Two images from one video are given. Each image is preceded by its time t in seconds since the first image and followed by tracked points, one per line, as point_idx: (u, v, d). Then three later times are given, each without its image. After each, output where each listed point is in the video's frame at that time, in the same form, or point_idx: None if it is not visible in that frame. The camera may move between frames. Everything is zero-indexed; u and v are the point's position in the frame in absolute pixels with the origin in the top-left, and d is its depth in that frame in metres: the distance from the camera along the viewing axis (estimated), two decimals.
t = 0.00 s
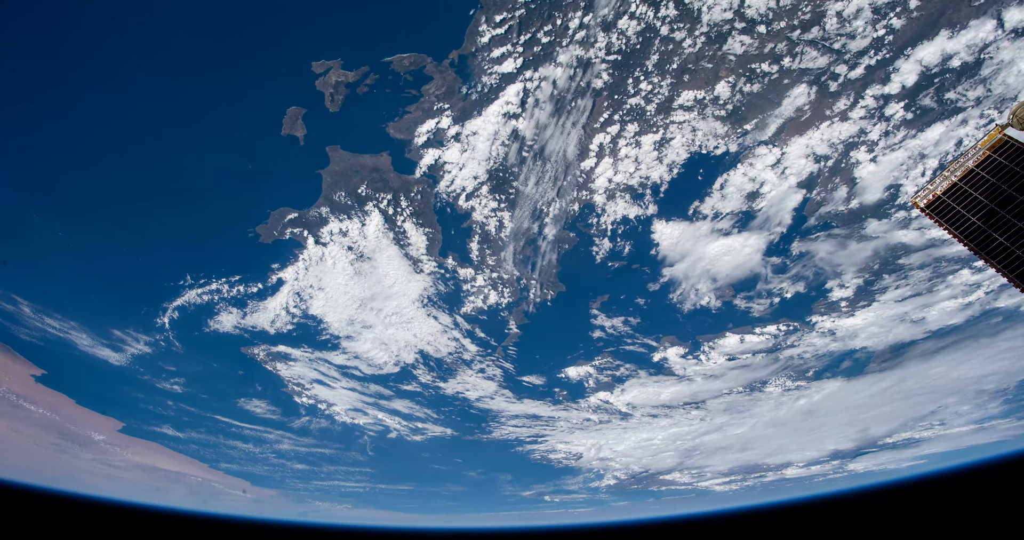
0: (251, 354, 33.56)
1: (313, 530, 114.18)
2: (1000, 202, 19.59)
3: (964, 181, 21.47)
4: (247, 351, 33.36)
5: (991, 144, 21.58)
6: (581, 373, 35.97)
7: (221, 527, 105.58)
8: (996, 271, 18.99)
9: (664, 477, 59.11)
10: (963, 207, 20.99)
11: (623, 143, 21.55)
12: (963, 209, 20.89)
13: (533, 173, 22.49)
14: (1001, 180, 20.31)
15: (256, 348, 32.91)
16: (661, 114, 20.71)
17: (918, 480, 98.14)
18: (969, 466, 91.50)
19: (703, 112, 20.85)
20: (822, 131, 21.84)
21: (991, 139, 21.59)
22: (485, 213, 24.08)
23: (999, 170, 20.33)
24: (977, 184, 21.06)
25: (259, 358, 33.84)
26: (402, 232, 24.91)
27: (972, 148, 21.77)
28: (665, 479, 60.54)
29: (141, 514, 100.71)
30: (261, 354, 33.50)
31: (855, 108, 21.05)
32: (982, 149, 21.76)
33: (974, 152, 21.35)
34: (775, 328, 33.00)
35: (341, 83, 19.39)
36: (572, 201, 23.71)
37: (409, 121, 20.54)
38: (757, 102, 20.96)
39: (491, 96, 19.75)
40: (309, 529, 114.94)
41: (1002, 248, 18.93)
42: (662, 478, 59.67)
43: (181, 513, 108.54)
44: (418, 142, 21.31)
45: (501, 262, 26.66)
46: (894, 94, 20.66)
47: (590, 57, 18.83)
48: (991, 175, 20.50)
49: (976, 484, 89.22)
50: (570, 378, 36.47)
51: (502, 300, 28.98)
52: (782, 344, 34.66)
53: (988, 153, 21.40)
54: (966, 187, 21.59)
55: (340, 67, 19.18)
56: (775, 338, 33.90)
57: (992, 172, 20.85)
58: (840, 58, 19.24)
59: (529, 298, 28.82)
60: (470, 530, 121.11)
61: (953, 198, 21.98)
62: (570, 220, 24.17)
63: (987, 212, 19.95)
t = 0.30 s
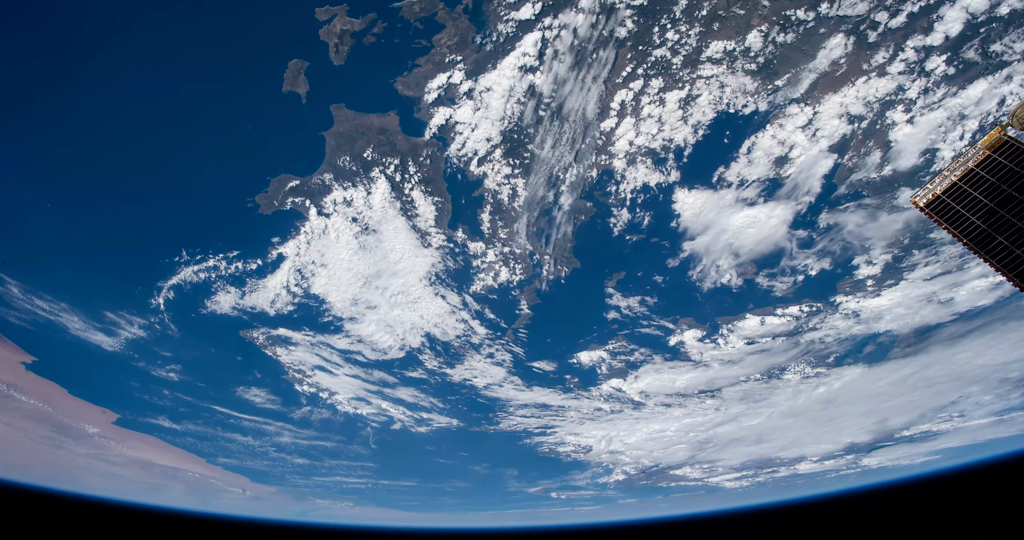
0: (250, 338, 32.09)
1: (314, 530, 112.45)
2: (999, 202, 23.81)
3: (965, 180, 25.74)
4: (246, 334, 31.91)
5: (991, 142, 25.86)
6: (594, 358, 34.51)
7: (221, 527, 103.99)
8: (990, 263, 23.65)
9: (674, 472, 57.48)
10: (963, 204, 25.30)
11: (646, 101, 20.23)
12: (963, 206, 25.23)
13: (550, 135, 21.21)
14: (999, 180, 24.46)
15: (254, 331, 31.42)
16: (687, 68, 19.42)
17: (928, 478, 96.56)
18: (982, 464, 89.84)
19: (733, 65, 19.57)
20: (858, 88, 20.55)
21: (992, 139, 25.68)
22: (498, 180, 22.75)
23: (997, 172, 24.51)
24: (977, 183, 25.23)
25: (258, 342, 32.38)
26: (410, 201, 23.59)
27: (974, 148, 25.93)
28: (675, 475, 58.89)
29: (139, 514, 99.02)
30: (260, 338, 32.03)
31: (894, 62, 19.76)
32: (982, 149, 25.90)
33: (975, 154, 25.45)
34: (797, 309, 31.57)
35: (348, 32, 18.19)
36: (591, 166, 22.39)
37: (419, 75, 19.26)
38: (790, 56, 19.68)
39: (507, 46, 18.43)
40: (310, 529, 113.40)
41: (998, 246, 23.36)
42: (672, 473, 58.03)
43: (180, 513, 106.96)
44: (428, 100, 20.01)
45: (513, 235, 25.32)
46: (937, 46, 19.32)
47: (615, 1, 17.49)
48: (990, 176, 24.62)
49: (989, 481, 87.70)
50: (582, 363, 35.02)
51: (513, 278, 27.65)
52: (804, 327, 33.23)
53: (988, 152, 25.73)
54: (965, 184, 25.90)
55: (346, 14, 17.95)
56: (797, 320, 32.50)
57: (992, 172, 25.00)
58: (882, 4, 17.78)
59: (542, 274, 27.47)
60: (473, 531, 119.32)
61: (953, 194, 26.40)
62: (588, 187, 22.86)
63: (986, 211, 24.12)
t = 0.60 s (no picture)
0: (250, 323, 30.90)
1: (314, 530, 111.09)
2: (998, 202, 25.10)
3: (965, 180, 27.17)
4: (244, 320, 30.66)
5: (990, 142, 27.26)
6: (605, 345, 33.30)
7: (220, 528, 102.08)
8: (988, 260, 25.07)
9: (683, 467, 56.19)
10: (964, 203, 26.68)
11: (668, 61, 19.11)
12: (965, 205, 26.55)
13: (566, 99, 20.10)
14: (998, 179, 25.81)
15: (254, 316, 30.20)
16: (712, 25, 18.32)
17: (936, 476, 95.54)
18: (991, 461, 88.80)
19: (760, 23, 18.49)
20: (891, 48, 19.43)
21: (991, 139, 26.98)
22: (510, 149, 21.64)
23: (997, 172, 25.79)
24: (977, 183, 26.57)
25: (257, 327, 31.20)
26: (417, 172, 22.46)
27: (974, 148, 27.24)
28: (684, 470, 57.59)
29: (137, 515, 97.60)
30: (260, 323, 30.86)
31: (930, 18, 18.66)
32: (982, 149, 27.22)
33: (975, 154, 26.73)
34: (817, 292, 30.37)
35: None
36: (607, 134, 21.29)
37: (428, 32, 18.16)
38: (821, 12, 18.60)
39: None
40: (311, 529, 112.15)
41: (999, 245, 24.68)
42: (681, 469, 56.73)
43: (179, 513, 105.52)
44: (437, 59, 18.88)
45: (525, 209, 24.19)
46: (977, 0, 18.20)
47: None
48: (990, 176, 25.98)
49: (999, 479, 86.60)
50: (593, 351, 33.78)
51: (523, 257, 26.50)
52: (822, 311, 32.06)
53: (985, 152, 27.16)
54: (965, 184, 27.32)
55: None
56: (817, 304, 31.34)
57: (992, 171, 26.30)
58: None
59: (553, 253, 26.32)
60: (476, 532, 118.08)
61: (953, 193, 27.84)
62: (604, 156, 21.77)
63: (987, 211, 25.40)
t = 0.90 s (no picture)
0: (249, 308, 29.69)
1: (313, 530, 109.50)
2: (999, 202, 23.82)
3: (964, 180, 25.98)
4: (242, 303, 29.39)
5: (991, 142, 25.99)
6: (618, 330, 32.08)
7: (216, 528, 100.36)
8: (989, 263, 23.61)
9: (693, 462, 54.90)
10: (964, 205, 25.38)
11: (693, 16, 17.95)
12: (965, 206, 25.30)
13: (583, 58, 19.04)
14: (999, 179, 24.58)
15: (253, 299, 29.00)
16: None
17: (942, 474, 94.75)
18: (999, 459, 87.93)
19: None
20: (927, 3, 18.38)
21: (991, 139, 25.80)
22: (523, 114, 20.58)
23: (998, 172, 24.55)
24: (977, 183, 25.34)
25: (257, 312, 29.99)
26: (425, 140, 21.38)
27: (973, 148, 26.05)
28: (693, 465, 56.30)
29: (131, 516, 95.57)
30: (260, 308, 29.65)
31: None
32: (982, 148, 26.01)
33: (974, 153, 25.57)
34: (839, 273, 29.25)
35: None
36: (625, 98, 20.23)
37: None
38: None
39: None
40: (312, 530, 110.72)
41: (998, 246, 23.36)
42: (690, 464, 55.42)
43: (174, 514, 103.72)
44: (448, 14, 17.77)
45: (537, 182, 23.12)
46: None
47: None
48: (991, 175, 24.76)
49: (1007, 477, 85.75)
50: (605, 336, 32.54)
51: (535, 234, 25.38)
52: (843, 294, 30.93)
53: (985, 153, 25.96)
54: (964, 184, 26.10)
55: None
56: (837, 286, 30.22)
57: (991, 170, 25.07)
58: None
59: (566, 229, 25.20)
60: (478, 532, 116.56)
61: (952, 194, 26.65)
62: (622, 122, 20.72)
63: (987, 211, 24.09)
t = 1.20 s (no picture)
0: (248, 287, 28.31)
1: (313, 530, 107.86)
2: (998, 201, 26.67)
3: (965, 180, 28.81)
4: (241, 282, 27.99)
5: (990, 141, 28.79)
6: (633, 312, 30.71)
7: (214, 529, 98.67)
8: (988, 258, 26.74)
9: (704, 456, 53.40)
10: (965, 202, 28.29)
11: None
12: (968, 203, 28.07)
13: (606, 4, 17.67)
14: (999, 180, 27.36)
15: (252, 278, 27.61)
16: None
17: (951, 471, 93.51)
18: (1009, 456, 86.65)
19: None
20: None
21: (991, 139, 28.54)
22: (540, 69, 19.24)
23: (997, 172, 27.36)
24: (977, 182, 28.20)
25: (256, 292, 28.57)
26: (435, 97, 20.03)
27: (973, 147, 28.95)
28: (704, 460, 54.79)
29: (127, 517, 93.73)
30: (259, 287, 28.24)
31: None
32: (982, 149, 28.81)
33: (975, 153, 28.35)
34: (866, 249, 27.90)
35: None
36: (650, 50, 18.90)
37: None
38: None
39: None
40: (313, 530, 109.06)
41: (995, 242, 26.48)
42: (701, 458, 53.92)
43: (173, 514, 102.11)
44: None
45: (554, 146, 21.81)
46: None
47: None
48: (990, 176, 27.57)
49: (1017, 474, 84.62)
50: (620, 318, 31.14)
51: (550, 204, 24.08)
52: (869, 272, 29.60)
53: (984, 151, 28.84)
54: (965, 182, 28.97)
55: None
56: (864, 264, 28.86)
57: (992, 170, 27.94)
58: None
59: (583, 199, 23.87)
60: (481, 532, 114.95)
61: (953, 192, 29.46)
62: (646, 78, 19.42)
63: (987, 210, 27.04)
